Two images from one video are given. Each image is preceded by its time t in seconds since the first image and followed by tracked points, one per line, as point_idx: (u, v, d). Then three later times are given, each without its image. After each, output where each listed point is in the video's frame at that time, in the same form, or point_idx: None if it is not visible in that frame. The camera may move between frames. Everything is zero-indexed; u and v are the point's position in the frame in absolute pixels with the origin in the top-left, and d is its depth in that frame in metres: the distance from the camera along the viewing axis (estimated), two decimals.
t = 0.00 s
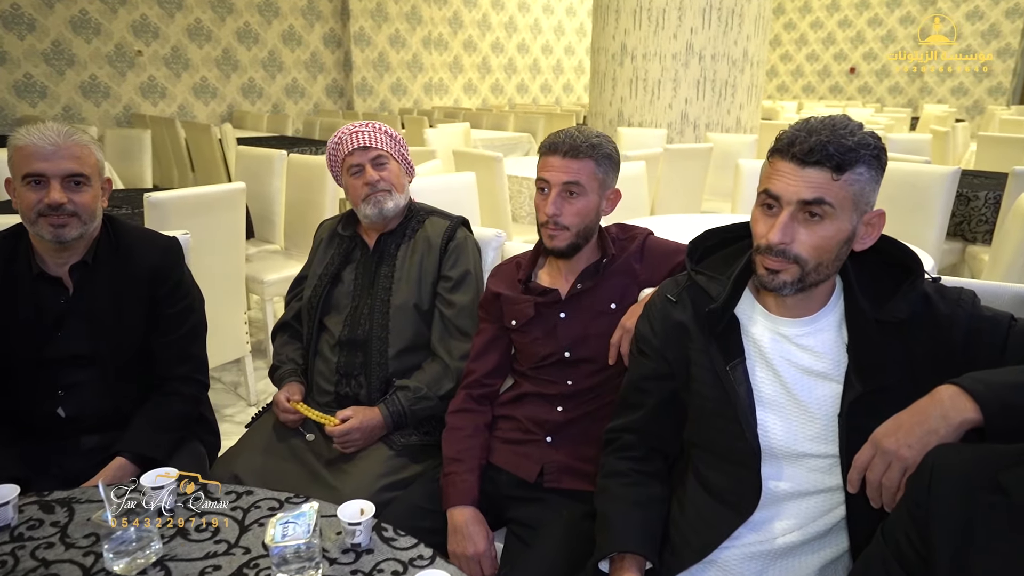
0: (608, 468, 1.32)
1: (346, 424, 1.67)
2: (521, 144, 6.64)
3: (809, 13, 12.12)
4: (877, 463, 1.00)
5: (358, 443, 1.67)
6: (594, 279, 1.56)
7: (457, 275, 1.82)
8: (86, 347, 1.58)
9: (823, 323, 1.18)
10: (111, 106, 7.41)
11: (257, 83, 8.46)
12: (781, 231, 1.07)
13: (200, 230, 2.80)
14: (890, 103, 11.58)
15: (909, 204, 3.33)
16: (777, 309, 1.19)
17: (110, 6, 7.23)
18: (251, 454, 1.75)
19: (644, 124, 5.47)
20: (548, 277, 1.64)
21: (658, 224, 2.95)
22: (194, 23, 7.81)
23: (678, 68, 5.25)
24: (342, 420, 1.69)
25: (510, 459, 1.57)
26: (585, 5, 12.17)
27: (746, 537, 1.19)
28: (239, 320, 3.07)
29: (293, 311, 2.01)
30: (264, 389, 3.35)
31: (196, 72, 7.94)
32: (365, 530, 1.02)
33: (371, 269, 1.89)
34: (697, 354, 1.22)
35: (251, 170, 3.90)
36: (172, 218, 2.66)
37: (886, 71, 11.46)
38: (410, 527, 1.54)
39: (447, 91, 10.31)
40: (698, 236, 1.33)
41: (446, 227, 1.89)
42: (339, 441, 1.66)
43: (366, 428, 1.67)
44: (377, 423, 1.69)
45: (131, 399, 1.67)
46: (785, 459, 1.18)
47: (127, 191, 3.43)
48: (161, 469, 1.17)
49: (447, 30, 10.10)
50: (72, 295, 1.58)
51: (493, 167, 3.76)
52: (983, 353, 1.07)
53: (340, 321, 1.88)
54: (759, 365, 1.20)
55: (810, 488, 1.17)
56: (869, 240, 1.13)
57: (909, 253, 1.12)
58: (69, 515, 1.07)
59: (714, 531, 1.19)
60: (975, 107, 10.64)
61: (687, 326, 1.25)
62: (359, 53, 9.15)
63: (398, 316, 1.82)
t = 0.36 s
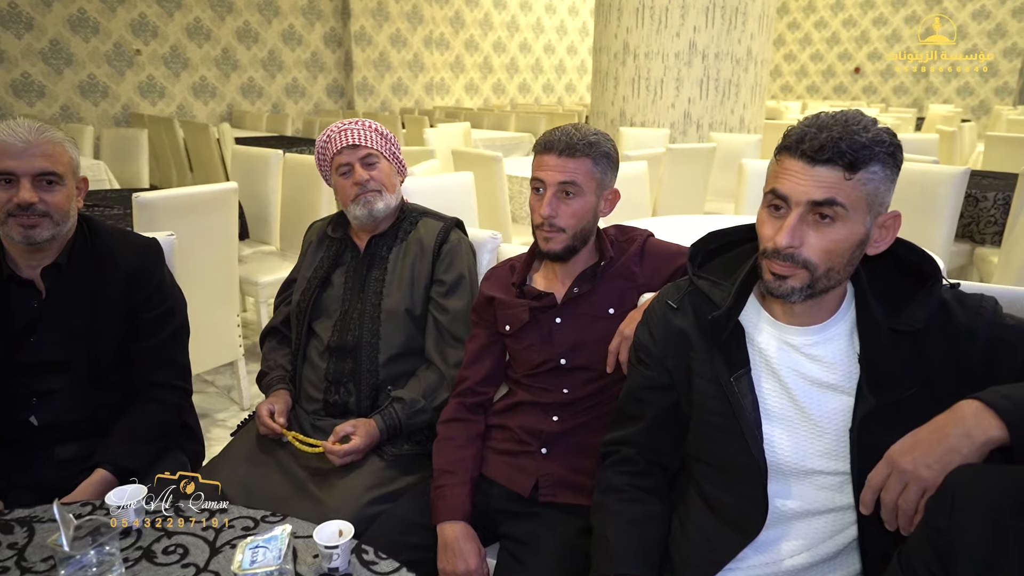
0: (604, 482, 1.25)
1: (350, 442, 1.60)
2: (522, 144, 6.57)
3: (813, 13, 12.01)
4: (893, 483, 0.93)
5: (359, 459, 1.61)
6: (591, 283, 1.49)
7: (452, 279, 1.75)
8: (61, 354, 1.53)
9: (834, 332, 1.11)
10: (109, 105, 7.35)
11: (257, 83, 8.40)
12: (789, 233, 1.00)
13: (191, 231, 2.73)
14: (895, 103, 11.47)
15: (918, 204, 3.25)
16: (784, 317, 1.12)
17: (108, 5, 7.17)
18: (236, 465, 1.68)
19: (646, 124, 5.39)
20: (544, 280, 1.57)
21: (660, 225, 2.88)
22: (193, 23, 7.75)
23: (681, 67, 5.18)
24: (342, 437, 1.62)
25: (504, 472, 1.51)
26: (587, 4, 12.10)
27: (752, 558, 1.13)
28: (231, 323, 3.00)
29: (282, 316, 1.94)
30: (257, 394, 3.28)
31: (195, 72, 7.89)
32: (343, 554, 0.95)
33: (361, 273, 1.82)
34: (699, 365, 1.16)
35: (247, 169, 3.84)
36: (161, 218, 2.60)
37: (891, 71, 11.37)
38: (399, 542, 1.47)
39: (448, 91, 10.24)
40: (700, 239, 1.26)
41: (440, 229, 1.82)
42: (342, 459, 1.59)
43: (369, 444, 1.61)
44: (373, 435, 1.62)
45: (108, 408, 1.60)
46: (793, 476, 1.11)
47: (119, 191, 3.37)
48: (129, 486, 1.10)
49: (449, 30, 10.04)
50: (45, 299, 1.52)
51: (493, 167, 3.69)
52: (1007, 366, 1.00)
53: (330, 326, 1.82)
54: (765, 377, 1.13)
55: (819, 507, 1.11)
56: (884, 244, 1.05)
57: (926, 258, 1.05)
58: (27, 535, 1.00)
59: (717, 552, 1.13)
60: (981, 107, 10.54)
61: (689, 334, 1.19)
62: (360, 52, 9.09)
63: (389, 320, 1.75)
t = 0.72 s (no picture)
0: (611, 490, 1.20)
1: (342, 437, 1.55)
2: (529, 143, 6.51)
3: (823, 11, 11.88)
4: (924, 495, 0.88)
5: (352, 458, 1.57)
6: (601, 282, 1.44)
7: (456, 277, 1.70)
8: (55, 354, 1.50)
9: (857, 333, 1.05)
10: (116, 104, 7.34)
11: (264, 81, 8.37)
12: (812, 228, 0.94)
13: (192, 228, 2.69)
14: (906, 102, 11.34)
15: (934, 203, 3.18)
16: (804, 318, 1.06)
17: (114, 3, 7.16)
18: (233, 468, 1.63)
19: (654, 122, 5.33)
20: (551, 278, 1.52)
21: (669, 223, 2.82)
22: (200, 21, 7.72)
23: (690, 64, 5.11)
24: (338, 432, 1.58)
25: (508, 477, 1.45)
26: (596, 3, 12.03)
27: (770, 571, 1.08)
28: (233, 322, 2.96)
29: (282, 315, 1.90)
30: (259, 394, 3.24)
31: (202, 70, 7.86)
32: (336, 568, 0.90)
33: (363, 272, 1.77)
34: (713, 368, 1.11)
35: (251, 167, 3.80)
36: (162, 215, 2.56)
37: (902, 70, 11.25)
38: (399, 551, 1.41)
39: (455, 90, 10.19)
40: (715, 236, 1.21)
41: (444, 226, 1.77)
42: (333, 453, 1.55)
43: (362, 442, 1.56)
44: (372, 437, 1.57)
45: (102, 410, 1.56)
46: (814, 486, 1.06)
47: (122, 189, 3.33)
48: (115, 492, 1.05)
49: (456, 28, 9.99)
50: (37, 298, 1.48)
51: (499, 165, 3.64)
52: None
53: (330, 326, 1.77)
54: (784, 381, 1.08)
55: (841, 519, 1.05)
56: (912, 240, 0.99)
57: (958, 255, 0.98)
58: (7, 545, 0.96)
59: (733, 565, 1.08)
60: (994, 106, 10.40)
61: (703, 335, 1.13)
62: (367, 51, 9.06)
63: (391, 320, 1.70)
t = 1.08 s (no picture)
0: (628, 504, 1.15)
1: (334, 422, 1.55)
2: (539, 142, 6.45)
3: (836, 10, 11.75)
4: (970, 519, 0.85)
5: (339, 447, 1.53)
6: (617, 284, 1.39)
7: (465, 279, 1.65)
8: (49, 356, 1.44)
9: (893, 342, 0.99)
10: (124, 102, 7.32)
11: (272, 80, 8.35)
12: (847, 229, 0.88)
13: (197, 227, 2.65)
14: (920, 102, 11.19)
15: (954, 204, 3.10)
16: (835, 325, 1.00)
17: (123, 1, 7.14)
18: (234, 473, 1.58)
19: (666, 121, 5.27)
20: (564, 281, 1.46)
21: (683, 224, 2.75)
22: (209, 19, 7.70)
23: (702, 63, 5.04)
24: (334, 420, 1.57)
25: (519, 487, 1.40)
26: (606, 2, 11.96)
27: None
28: (239, 323, 2.92)
29: (287, 317, 1.85)
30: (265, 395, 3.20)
31: (210, 69, 7.84)
32: None
33: (370, 273, 1.72)
34: (737, 377, 1.05)
35: (258, 166, 3.76)
36: (167, 214, 2.52)
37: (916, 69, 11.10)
38: (406, 563, 1.36)
39: (465, 89, 10.14)
40: (739, 238, 1.15)
41: (454, 226, 1.71)
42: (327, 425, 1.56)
43: (349, 436, 1.52)
44: (370, 433, 1.53)
45: (100, 415, 1.52)
46: (846, 502, 1.01)
47: (127, 188, 3.30)
48: (106, 505, 0.99)
49: (465, 27, 9.95)
50: (33, 298, 1.44)
51: (509, 164, 3.59)
52: None
53: (336, 328, 1.72)
54: (814, 391, 1.02)
55: (874, 537, 1.00)
56: (953, 243, 0.93)
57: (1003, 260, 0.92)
58: None
59: None
60: (1011, 106, 10.02)
61: (726, 343, 1.08)
62: (376, 50, 9.02)
63: (399, 323, 1.65)
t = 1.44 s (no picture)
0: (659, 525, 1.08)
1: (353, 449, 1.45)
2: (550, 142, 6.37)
3: (850, 9, 11.60)
4: None
5: (362, 472, 1.45)
6: (644, 291, 1.32)
7: (482, 283, 1.58)
8: (49, 361, 1.38)
9: (951, 355, 0.91)
10: (134, 101, 7.29)
11: (282, 79, 8.31)
12: (909, 233, 0.80)
13: (205, 227, 2.59)
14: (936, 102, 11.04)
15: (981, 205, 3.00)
16: (888, 336, 0.93)
17: None
18: (240, 484, 1.52)
19: (680, 121, 5.18)
20: (587, 287, 1.39)
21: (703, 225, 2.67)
22: (219, 17, 7.67)
23: (717, 61, 4.95)
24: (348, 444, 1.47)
25: (540, 503, 1.33)
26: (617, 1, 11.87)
27: None
28: (247, 324, 2.86)
29: (297, 321, 1.79)
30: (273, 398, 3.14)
31: (220, 67, 7.81)
32: None
33: (382, 276, 1.65)
34: (778, 390, 0.98)
35: (267, 164, 3.71)
36: (175, 212, 2.46)
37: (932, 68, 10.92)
38: None
39: (475, 89, 10.08)
40: (779, 241, 1.07)
41: (470, 227, 1.65)
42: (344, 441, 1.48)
43: (373, 458, 1.44)
44: (387, 451, 1.46)
45: (103, 422, 1.46)
46: (898, 527, 0.93)
47: (134, 187, 3.25)
48: (104, 527, 0.92)
49: (476, 26, 9.89)
50: (32, 301, 1.38)
51: (522, 164, 3.52)
52: None
53: (347, 334, 1.65)
54: (863, 408, 0.94)
55: (928, 566, 0.93)
56: None
57: None
58: None
59: None
60: None
61: (767, 353, 1.00)
62: (386, 49, 8.97)
63: (413, 329, 1.58)
